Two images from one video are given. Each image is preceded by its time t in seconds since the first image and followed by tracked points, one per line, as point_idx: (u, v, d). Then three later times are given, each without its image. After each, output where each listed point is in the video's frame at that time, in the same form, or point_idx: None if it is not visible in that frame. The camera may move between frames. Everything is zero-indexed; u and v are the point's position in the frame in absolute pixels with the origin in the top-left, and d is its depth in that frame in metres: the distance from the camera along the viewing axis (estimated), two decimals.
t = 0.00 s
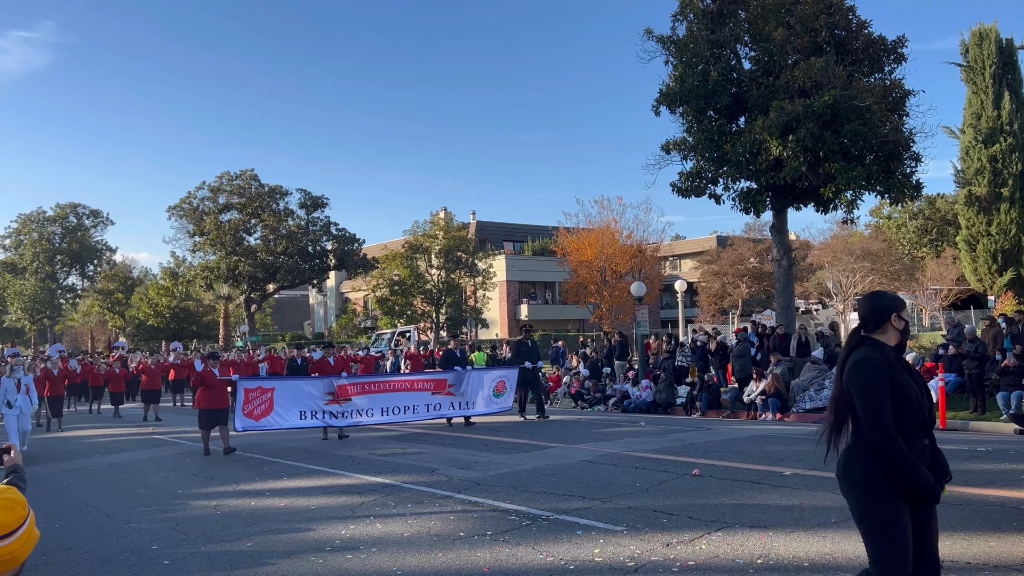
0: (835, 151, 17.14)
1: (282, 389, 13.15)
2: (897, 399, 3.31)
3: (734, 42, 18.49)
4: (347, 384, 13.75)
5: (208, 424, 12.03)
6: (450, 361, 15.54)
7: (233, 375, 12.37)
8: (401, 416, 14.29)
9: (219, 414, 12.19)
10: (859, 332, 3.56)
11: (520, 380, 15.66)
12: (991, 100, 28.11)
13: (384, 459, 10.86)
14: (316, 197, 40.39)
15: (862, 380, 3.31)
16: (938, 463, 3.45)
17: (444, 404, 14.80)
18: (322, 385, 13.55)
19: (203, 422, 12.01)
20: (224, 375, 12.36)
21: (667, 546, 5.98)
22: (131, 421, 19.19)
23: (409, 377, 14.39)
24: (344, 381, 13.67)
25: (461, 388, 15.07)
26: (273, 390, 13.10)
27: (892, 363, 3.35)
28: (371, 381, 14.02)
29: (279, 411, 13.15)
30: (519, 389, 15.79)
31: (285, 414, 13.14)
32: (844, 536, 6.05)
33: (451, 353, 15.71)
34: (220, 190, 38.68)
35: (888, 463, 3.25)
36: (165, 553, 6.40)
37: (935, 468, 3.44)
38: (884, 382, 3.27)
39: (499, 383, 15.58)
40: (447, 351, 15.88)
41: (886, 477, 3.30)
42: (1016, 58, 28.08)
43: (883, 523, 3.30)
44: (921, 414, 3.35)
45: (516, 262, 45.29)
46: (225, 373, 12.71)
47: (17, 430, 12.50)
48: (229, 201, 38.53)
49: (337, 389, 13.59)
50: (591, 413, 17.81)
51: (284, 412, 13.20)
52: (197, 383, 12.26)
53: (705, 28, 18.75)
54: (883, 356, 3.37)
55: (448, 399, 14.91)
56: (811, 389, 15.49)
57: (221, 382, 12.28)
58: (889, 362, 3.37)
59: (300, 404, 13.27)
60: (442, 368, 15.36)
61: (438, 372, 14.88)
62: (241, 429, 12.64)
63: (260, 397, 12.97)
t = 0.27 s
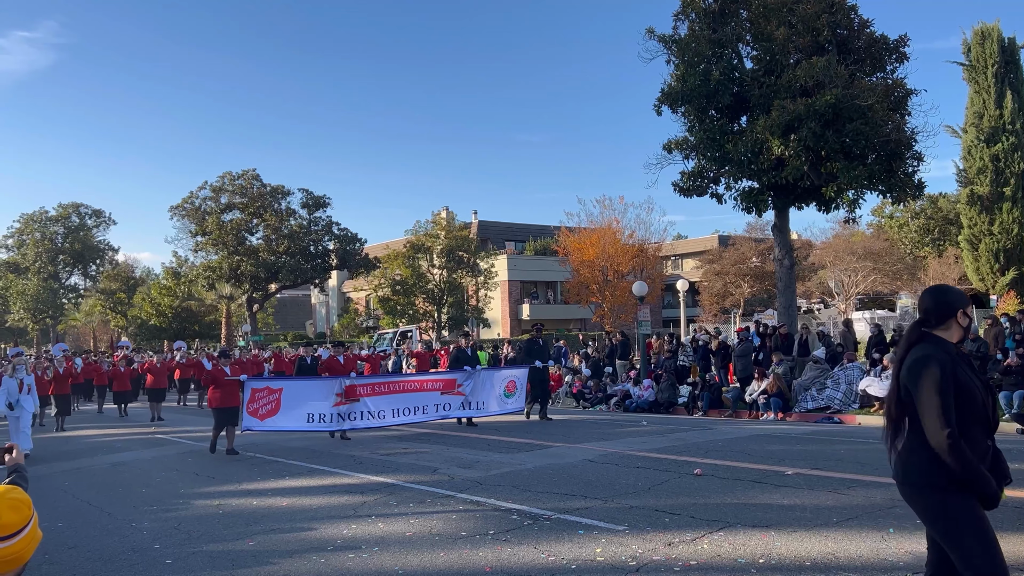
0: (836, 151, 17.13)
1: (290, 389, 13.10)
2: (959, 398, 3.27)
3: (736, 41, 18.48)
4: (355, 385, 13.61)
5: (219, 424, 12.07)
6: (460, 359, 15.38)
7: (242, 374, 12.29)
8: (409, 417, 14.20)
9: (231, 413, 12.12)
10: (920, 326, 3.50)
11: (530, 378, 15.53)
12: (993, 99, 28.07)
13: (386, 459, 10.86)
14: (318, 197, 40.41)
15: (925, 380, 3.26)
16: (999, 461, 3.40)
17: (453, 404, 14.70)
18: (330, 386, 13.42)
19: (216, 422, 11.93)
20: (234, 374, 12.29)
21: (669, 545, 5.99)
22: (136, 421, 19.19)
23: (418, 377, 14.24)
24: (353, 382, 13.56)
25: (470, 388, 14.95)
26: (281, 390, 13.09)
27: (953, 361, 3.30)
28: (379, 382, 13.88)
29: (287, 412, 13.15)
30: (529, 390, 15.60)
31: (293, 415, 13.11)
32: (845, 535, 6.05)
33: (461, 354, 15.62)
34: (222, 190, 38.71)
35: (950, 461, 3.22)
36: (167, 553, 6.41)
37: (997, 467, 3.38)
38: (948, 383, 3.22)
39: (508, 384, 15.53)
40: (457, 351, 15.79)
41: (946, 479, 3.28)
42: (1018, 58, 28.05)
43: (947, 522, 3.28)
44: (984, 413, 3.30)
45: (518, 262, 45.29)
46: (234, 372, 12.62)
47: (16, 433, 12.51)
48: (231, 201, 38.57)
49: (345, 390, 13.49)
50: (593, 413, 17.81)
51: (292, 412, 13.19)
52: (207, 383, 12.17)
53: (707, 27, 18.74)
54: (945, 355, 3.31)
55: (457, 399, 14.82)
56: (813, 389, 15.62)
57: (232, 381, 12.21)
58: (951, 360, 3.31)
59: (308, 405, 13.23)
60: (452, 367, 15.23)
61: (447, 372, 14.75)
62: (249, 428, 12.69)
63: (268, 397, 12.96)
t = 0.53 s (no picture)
0: (839, 150, 17.12)
1: (300, 388, 12.73)
2: None
3: (738, 41, 18.47)
4: (366, 383, 13.34)
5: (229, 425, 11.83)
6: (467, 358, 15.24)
7: (252, 374, 12.09)
8: (420, 417, 13.87)
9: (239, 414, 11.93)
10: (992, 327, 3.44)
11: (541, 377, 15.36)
12: (995, 98, 28.03)
13: (387, 458, 10.86)
14: (320, 196, 40.41)
15: (1000, 386, 3.19)
16: None
17: (465, 404, 14.48)
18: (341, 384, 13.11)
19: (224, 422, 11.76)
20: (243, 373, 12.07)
21: (671, 545, 5.99)
22: (141, 421, 19.20)
23: (429, 376, 14.03)
24: (364, 380, 13.27)
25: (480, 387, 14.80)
26: (289, 388, 12.65)
27: None
28: (390, 381, 13.61)
29: (297, 412, 12.72)
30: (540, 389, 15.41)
31: (303, 414, 12.71)
32: (848, 535, 6.05)
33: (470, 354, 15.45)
34: (224, 190, 38.74)
35: None
36: (169, 553, 6.42)
37: None
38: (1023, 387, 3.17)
39: (519, 383, 15.37)
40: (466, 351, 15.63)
41: (1023, 486, 3.20)
42: (1020, 57, 28.02)
43: None
44: None
45: (520, 261, 45.30)
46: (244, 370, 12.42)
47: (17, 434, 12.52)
48: (233, 201, 38.60)
49: (356, 389, 13.21)
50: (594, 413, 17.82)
51: (301, 412, 12.78)
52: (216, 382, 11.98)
53: (708, 27, 18.73)
54: None
55: (467, 400, 14.62)
56: (814, 389, 15.62)
57: (241, 381, 12.00)
58: None
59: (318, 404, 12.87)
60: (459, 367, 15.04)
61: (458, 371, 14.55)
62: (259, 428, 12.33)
63: (277, 396, 12.50)
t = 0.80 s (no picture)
0: (840, 150, 17.10)
1: (308, 388, 12.69)
2: None
3: (740, 40, 18.46)
4: (373, 383, 13.27)
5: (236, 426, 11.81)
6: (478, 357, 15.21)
7: (260, 374, 12.10)
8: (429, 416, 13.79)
9: (249, 414, 11.97)
10: None
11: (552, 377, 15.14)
12: (997, 97, 28.03)
13: (389, 458, 10.85)
14: (321, 196, 40.43)
15: None
16: None
17: (475, 404, 14.37)
18: (349, 384, 13.03)
19: (234, 423, 11.78)
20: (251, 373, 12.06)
21: (672, 545, 5.99)
22: (143, 421, 19.20)
23: (438, 376, 13.96)
24: (371, 379, 13.22)
25: (490, 387, 14.70)
26: (297, 388, 12.62)
27: None
28: (398, 380, 13.54)
29: (305, 411, 12.67)
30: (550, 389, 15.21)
31: (311, 414, 12.65)
32: (850, 535, 6.04)
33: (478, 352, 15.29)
34: (226, 189, 38.76)
35: None
36: (171, 552, 6.42)
37: None
38: None
39: (528, 382, 15.20)
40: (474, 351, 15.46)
41: None
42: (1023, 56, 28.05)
43: None
44: None
45: (522, 261, 45.30)
46: (251, 368, 12.39)
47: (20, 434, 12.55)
48: (234, 200, 38.63)
49: (364, 387, 13.13)
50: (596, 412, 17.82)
51: (309, 412, 12.73)
52: (223, 382, 11.96)
53: (710, 26, 18.72)
54: None
55: (477, 399, 14.51)
56: (816, 389, 15.60)
57: (249, 381, 12.00)
58: None
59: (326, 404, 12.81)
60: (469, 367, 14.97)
61: (467, 370, 14.45)
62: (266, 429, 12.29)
63: (285, 396, 12.47)
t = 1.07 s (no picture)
0: (841, 150, 17.13)
1: (316, 387, 12.63)
2: None
3: (741, 40, 18.45)
4: (382, 382, 13.19)
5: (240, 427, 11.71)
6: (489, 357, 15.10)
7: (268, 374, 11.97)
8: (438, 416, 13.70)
9: (255, 414, 11.82)
10: None
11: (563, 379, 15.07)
12: (999, 97, 28.03)
13: (390, 458, 10.85)
14: (323, 196, 40.43)
15: None
16: None
17: (484, 404, 14.29)
18: (357, 383, 12.96)
19: (240, 423, 11.68)
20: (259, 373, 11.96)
21: (674, 544, 5.99)
22: (145, 421, 19.17)
23: (446, 376, 13.88)
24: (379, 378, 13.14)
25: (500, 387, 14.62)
26: (306, 387, 12.56)
27: None
28: (406, 379, 13.47)
29: (314, 411, 12.60)
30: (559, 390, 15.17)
31: (320, 413, 12.59)
32: (851, 535, 6.04)
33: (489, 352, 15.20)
34: (227, 189, 38.78)
35: None
36: (173, 552, 6.43)
37: None
38: None
39: (538, 383, 15.06)
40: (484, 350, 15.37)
41: None
42: None
43: None
44: None
45: (523, 261, 45.29)
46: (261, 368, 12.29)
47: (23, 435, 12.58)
48: (236, 200, 38.64)
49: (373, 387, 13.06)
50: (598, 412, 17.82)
51: (319, 412, 12.65)
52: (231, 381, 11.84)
53: (712, 26, 18.71)
54: None
55: (487, 400, 14.42)
56: (817, 389, 15.58)
57: (257, 381, 11.86)
58: None
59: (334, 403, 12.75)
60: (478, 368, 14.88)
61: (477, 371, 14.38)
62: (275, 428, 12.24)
63: (293, 395, 12.41)
